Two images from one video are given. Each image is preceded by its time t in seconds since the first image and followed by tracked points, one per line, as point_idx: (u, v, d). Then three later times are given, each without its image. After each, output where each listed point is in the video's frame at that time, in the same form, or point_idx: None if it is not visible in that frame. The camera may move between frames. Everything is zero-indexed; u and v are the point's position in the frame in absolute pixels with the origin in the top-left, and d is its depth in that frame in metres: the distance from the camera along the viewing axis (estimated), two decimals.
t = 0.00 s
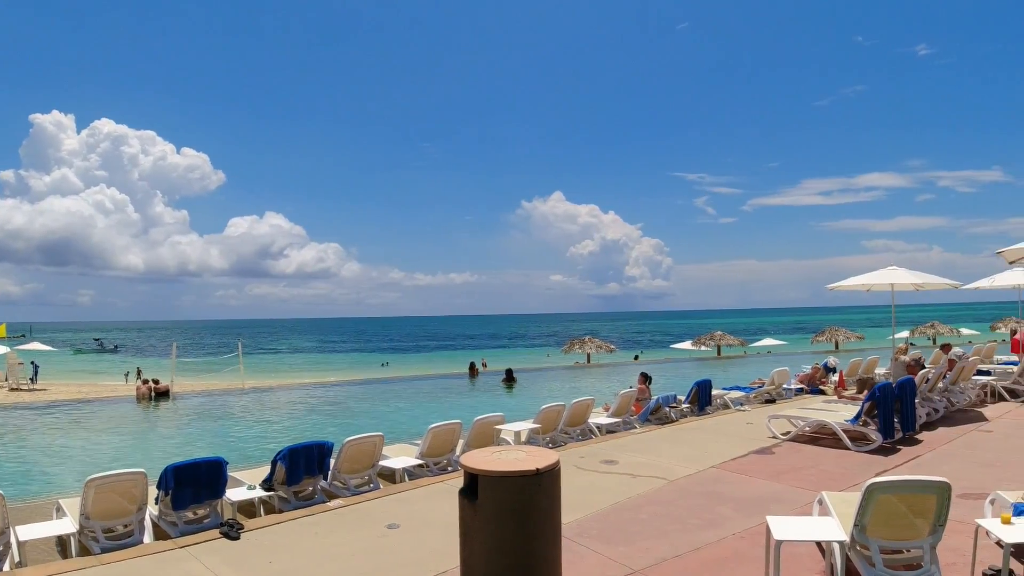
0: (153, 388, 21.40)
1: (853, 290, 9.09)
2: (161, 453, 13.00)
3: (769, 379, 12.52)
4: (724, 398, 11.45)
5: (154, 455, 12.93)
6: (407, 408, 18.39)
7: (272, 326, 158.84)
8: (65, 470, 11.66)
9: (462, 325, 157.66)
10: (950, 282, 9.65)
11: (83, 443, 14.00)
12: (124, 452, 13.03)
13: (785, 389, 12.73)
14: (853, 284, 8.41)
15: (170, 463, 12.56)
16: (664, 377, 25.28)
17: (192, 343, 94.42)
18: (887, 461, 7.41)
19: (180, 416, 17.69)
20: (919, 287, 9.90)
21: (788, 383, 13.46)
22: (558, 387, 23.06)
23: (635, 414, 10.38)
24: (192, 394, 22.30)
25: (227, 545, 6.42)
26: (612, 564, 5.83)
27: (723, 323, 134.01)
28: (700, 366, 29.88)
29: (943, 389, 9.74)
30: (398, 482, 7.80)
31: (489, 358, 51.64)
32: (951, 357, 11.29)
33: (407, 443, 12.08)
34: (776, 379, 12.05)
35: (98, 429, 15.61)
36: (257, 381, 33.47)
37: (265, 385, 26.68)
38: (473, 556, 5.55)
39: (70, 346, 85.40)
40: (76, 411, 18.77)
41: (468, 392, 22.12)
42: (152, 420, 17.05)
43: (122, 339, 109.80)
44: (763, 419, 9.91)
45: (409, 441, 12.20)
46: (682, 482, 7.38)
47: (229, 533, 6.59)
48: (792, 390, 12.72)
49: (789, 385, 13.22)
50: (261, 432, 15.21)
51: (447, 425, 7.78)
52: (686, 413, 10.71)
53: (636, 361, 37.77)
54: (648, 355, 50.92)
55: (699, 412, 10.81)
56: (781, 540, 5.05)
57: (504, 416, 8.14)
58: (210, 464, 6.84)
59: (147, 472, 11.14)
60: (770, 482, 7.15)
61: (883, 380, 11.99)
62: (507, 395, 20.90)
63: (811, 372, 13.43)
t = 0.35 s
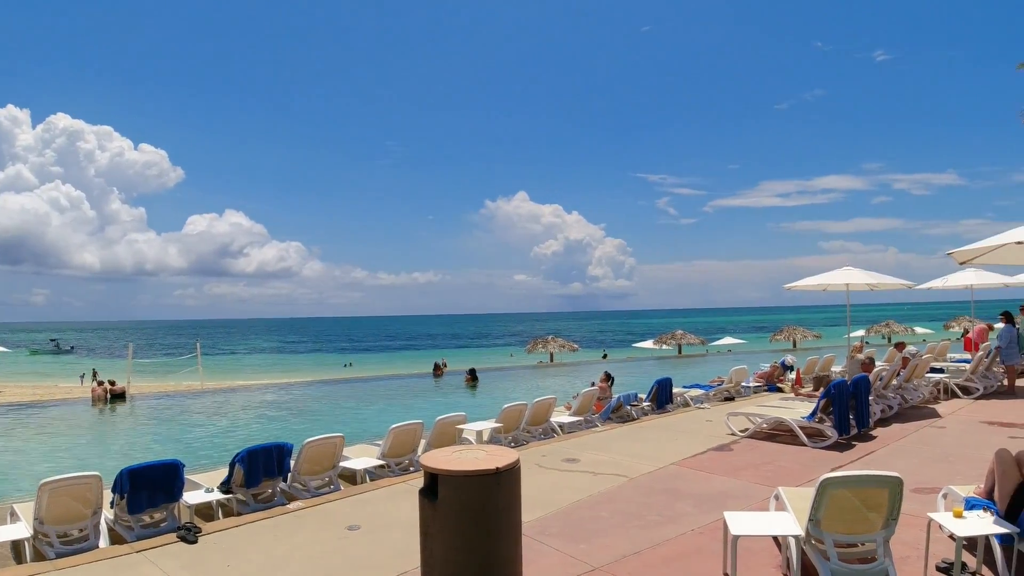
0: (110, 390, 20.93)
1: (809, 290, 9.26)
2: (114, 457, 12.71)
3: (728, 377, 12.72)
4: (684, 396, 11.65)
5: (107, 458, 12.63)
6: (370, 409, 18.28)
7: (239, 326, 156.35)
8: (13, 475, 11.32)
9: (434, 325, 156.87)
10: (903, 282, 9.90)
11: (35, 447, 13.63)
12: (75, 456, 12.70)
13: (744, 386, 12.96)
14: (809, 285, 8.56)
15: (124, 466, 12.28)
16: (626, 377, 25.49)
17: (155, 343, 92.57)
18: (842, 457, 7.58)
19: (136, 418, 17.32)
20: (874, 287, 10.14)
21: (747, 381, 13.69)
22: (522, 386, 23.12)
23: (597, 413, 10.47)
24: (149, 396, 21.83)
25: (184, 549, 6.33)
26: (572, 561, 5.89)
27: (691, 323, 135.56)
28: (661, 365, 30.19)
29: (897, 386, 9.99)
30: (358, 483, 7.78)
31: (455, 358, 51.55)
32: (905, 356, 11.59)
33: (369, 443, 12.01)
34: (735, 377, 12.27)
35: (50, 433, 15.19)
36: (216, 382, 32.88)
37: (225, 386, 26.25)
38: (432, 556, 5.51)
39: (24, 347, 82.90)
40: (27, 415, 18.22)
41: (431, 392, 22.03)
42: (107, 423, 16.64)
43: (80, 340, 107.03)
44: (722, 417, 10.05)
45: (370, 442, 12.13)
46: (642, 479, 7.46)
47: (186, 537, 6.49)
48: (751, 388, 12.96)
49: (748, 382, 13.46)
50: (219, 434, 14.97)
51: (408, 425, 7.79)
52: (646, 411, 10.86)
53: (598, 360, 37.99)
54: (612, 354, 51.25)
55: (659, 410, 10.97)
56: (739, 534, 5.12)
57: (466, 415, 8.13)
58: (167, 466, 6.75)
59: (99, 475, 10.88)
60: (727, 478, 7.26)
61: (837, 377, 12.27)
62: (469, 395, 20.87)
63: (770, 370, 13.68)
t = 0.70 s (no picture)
0: (65, 389, 20.48)
1: (768, 288, 9.39)
2: (66, 458, 12.43)
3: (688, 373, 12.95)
4: (644, 393, 11.92)
5: (58, 460, 12.35)
6: (331, 407, 18.15)
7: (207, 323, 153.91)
8: None
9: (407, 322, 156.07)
10: (858, 281, 10.10)
11: None
12: (26, 457, 12.40)
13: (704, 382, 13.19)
14: (767, 283, 8.66)
15: (76, 468, 12.02)
16: (588, 374, 25.65)
17: (119, 341, 90.78)
18: (796, 451, 7.72)
19: (91, 419, 16.95)
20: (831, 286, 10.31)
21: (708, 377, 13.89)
22: (484, 384, 23.10)
23: (558, 410, 10.53)
24: (105, 396, 21.36)
25: (138, 550, 6.24)
26: (530, 557, 5.92)
27: (663, 320, 136.50)
28: (624, 361, 30.44)
29: (852, 382, 10.20)
30: (318, 482, 7.77)
31: (420, 356, 51.31)
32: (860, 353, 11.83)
33: (330, 443, 11.94)
34: (695, 374, 12.49)
35: None
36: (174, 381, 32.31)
37: (184, 385, 25.82)
38: (388, 554, 5.49)
39: None
40: None
41: (393, 390, 21.94)
42: (60, 424, 16.26)
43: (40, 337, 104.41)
44: (682, 413, 10.14)
45: (329, 441, 12.05)
46: (601, 476, 7.51)
47: (141, 539, 6.39)
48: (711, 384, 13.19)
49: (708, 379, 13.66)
50: (175, 434, 14.73)
51: (368, 423, 7.82)
52: (607, 408, 11.03)
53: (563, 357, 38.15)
54: (578, 351, 51.49)
55: (620, 407, 11.15)
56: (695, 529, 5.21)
57: (427, 414, 8.14)
58: (121, 467, 6.67)
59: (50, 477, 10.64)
60: (685, 473, 7.34)
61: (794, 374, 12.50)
62: (431, 393, 20.84)
63: (729, 367, 13.88)
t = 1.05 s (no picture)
0: (8, 387, 19.89)
1: (721, 286, 9.50)
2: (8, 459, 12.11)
3: (642, 370, 13.21)
4: (598, 389, 12.16)
5: None
6: (284, 405, 18.01)
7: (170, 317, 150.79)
8: None
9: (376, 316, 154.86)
10: (807, 281, 10.34)
11: None
12: None
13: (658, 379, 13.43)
14: (721, 280, 8.66)
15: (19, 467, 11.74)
16: (545, 371, 25.83)
17: (74, 336, 88.52)
18: (745, 447, 7.88)
19: (37, 418, 16.52)
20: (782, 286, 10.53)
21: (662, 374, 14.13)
22: (442, 381, 23.10)
23: (513, 407, 10.81)
24: (52, 393, 20.82)
25: (84, 550, 6.13)
26: (480, 553, 5.98)
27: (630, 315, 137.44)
28: (581, 358, 30.71)
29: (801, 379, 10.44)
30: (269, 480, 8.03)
31: (380, 352, 50.96)
32: (810, 351, 12.12)
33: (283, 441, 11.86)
34: (649, 371, 12.76)
35: None
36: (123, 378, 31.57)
37: (134, 382, 25.30)
38: (337, 551, 5.47)
39: None
40: None
41: (349, 387, 21.84)
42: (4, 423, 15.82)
43: None
44: (635, 409, 10.27)
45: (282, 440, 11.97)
46: (554, 472, 7.58)
47: (87, 539, 6.29)
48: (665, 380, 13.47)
49: (662, 376, 13.90)
50: (123, 433, 14.48)
51: (321, 421, 8.20)
52: (562, 404, 11.30)
53: (522, 354, 38.31)
54: (539, 347, 51.70)
55: (574, 403, 11.44)
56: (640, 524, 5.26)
57: (380, 410, 8.37)
58: (66, 466, 6.57)
59: None
60: (636, 469, 7.44)
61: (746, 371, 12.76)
62: (388, 390, 20.80)
63: (683, 364, 14.12)
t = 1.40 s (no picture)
0: None
1: (683, 285, 9.56)
2: None
3: (606, 367, 13.38)
4: (562, 386, 12.29)
5: None
6: (244, 403, 17.83)
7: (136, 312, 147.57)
8: None
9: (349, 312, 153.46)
10: (767, 280, 10.54)
11: None
12: None
13: (621, 376, 13.61)
14: (682, 279, 8.61)
15: None
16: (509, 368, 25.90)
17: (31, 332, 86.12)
18: (704, 443, 8.00)
19: None
20: (742, 284, 10.73)
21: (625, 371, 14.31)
22: (407, 378, 23.01)
23: (477, 404, 10.95)
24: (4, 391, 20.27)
25: (38, 550, 6.03)
26: (440, 549, 6.01)
27: (604, 312, 137.90)
28: (546, 355, 30.84)
29: (761, 376, 10.63)
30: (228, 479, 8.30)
31: (347, 349, 50.50)
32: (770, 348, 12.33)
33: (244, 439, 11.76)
34: (612, 368, 12.95)
35: None
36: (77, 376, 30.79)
37: (92, 379, 24.79)
38: (295, 549, 5.43)
39: None
40: None
41: (310, 385, 21.68)
42: None
43: None
44: (597, 406, 10.41)
45: (242, 438, 11.88)
46: (515, 468, 7.65)
47: (42, 538, 6.18)
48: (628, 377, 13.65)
49: (625, 373, 14.08)
50: (77, 431, 14.21)
51: (283, 418, 8.59)
52: (525, 401, 11.44)
53: (487, 351, 38.29)
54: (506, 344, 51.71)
55: (537, 400, 11.58)
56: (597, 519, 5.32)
57: (341, 408, 8.62)
58: (19, 465, 6.46)
59: None
60: (596, 465, 7.53)
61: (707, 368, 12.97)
62: (350, 387, 20.70)
63: (646, 362, 14.29)
